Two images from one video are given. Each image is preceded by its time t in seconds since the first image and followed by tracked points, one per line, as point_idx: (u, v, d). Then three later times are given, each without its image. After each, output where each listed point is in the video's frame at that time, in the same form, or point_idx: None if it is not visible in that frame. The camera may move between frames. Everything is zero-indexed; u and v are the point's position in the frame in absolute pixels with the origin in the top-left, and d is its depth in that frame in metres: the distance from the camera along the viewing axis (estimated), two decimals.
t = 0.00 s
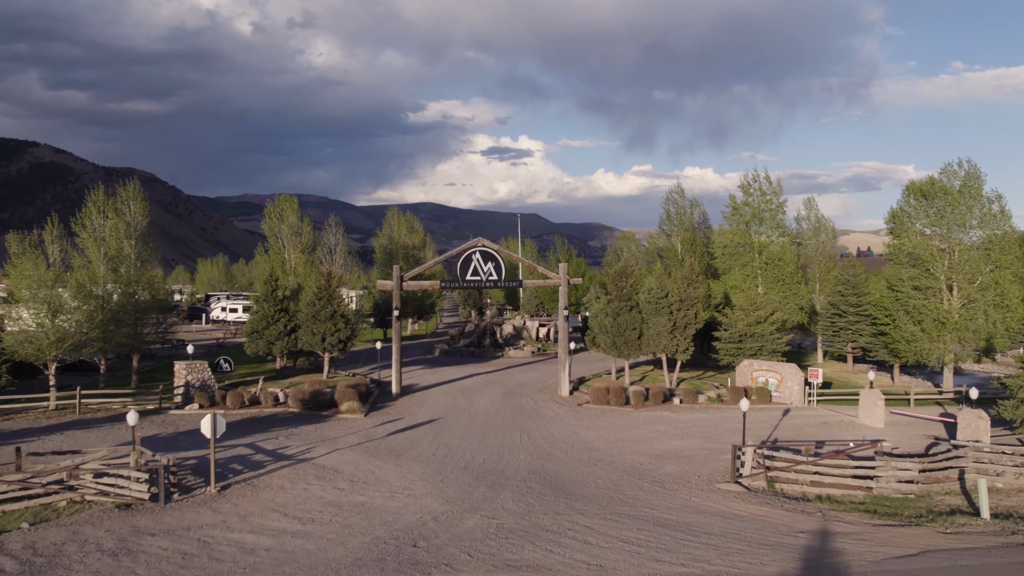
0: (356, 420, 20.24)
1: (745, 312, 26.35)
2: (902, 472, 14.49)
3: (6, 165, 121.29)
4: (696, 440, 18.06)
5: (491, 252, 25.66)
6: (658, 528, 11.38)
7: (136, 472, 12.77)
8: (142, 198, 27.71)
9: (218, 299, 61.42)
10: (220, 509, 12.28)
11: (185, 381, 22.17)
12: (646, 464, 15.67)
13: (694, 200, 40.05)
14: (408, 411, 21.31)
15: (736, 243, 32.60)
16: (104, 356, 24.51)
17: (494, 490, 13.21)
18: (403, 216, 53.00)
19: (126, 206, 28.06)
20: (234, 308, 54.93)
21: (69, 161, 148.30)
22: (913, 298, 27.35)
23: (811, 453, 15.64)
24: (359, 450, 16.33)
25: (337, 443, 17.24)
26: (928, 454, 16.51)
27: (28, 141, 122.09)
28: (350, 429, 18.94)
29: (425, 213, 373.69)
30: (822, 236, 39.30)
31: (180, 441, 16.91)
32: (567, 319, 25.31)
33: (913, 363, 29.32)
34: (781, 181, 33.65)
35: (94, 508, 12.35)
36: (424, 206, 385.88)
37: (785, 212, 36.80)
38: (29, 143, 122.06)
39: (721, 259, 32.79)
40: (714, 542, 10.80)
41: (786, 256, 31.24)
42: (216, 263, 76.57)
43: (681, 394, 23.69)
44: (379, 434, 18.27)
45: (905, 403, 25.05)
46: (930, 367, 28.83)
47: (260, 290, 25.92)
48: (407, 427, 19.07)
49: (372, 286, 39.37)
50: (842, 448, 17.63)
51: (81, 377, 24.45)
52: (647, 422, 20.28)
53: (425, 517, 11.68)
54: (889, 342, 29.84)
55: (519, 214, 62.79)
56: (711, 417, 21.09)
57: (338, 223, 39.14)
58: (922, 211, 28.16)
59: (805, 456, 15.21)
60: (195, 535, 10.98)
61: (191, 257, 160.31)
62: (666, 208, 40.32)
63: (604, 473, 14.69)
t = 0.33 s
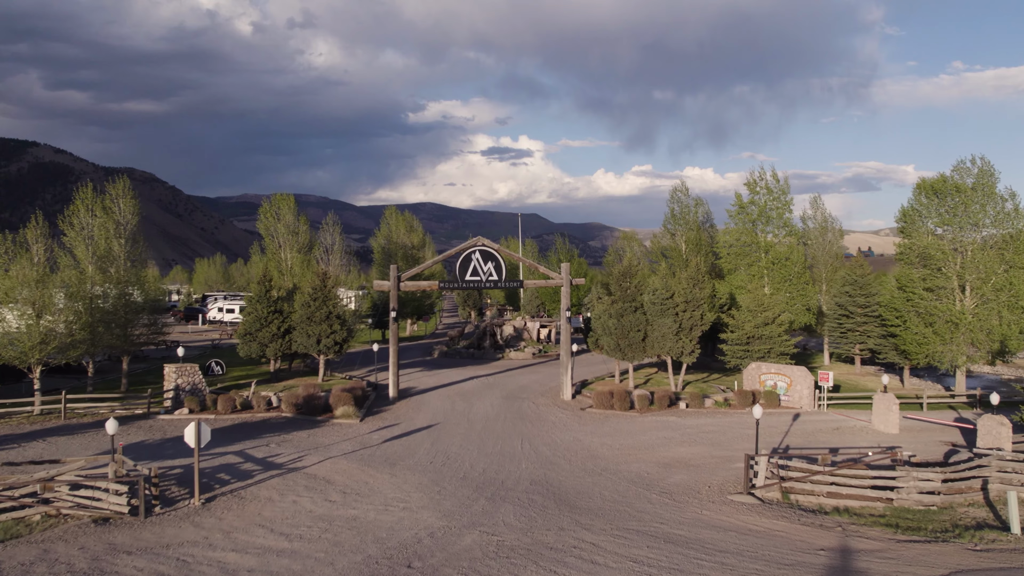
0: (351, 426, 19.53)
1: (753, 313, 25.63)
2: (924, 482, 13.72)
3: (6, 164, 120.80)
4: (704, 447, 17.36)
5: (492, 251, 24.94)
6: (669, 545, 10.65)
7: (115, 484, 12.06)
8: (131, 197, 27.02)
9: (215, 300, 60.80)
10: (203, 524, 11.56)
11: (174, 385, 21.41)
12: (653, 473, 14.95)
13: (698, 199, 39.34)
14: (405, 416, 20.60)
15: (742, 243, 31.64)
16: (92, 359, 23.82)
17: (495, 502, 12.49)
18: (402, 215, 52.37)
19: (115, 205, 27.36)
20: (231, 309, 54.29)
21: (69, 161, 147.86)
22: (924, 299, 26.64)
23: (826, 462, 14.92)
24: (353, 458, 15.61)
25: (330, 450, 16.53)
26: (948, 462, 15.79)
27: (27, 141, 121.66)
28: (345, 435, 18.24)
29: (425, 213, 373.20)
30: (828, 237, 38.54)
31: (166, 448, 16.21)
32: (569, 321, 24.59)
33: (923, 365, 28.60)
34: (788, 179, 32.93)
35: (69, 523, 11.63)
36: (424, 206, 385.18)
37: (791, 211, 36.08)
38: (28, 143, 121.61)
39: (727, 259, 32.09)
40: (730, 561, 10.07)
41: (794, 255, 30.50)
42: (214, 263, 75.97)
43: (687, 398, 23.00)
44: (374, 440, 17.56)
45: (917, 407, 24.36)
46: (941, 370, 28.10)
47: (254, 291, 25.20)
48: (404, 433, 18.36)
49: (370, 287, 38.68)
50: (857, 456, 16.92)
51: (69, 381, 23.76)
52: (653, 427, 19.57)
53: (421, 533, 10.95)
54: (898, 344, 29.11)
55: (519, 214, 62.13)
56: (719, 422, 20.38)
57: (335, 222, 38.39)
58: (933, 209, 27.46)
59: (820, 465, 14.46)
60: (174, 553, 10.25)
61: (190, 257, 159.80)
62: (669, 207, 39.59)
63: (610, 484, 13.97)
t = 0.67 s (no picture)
0: (345, 432, 18.76)
1: (761, 314, 24.84)
2: (949, 494, 12.89)
3: (6, 164, 120.13)
4: (713, 455, 16.62)
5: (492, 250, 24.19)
6: (682, 566, 9.89)
7: (90, 498, 11.31)
8: (121, 193, 26.14)
9: (213, 300, 60.09)
10: (183, 541, 10.81)
11: (163, 389, 20.64)
12: (662, 484, 14.19)
13: (703, 197, 38.49)
14: (401, 421, 19.85)
15: (747, 243, 31.27)
16: (80, 362, 23.07)
17: (495, 517, 11.73)
18: (400, 214, 51.78)
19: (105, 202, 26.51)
20: (229, 309, 53.59)
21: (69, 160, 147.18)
22: (936, 300, 25.88)
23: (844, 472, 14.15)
24: (346, 467, 14.86)
25: (323, 459, 15.78)
26: (970, 471, 15.03)
27: (27, 141, 121.07)
28: (339, 442, 17.48)
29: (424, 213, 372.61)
30: (835, 236, 37.69)
31: (150, 457, 15.47)
32: (572, 322, 23.80)
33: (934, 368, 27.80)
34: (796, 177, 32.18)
35: (40, 540, 10.89)
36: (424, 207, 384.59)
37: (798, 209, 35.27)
38: (28, 143, 120.98)
39: (733, 258, 31.33)
40: None
41: (802, 254, 29.55)
42: (211, 262, 75.26)
43: (693, 402, 22.25)
44: (369, 448, 16.80)
45: (931, 412, 23.63)
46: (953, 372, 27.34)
47: (247, 291, 24.41)
48: (400, 440, 17.62)
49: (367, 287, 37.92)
50: (873, 464, 16.16)
51: (56, 384, 23.05)
52: (659, 433, 18.80)
53: (416, 553, 10.18)
54: (909, 346, 28.34)
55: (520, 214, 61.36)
56: (727, 428, 19.62)
57: (331, 221, 37.53)
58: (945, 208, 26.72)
59: (838, 475, 13.69)
60: None
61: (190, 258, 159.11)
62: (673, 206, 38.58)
63: (616, 496, 13.21)
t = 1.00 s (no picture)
0: (339, 439, 17.99)
1: (770, 316, 24.04)
2: (979, 508, 12.12)
3: (6, 164, 119.45)
4: (724, 464, 15.84)
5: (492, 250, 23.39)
6: None
7: (60, 515, 10.55)
8: (109, 191, 25.23)
9: (210, 300, 59.33)
10: (159, 562, 10.03)
11: (151, 394, 19.87)
12: (672, 496, 13.40)
13: (707, 196, 37.66)
14: (398, 427, 19.06)
15: (754, 242, 30.50)
16: (65, 365, 22.29)
17: (496, 535, 10.94)
18: (398, 212, 51.26)
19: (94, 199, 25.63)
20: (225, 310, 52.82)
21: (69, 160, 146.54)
22: (951, 301, 25.06)
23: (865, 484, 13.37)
24: (338, 478, 14.07)
25: (314, 468, 14.98)
26: (997, 482, 14.24)
27: (26, 141, 120.38)
28: (332, 450, 16.71)
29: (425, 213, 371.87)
30: (843, 235, 36.83)
31: (132, 467, 14.70)
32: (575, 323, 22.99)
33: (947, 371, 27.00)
34: (804, 174, 31.38)
35: (5, 561, 10.12)
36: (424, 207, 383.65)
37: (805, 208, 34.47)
38: (27, 143, 120.28)
39: (738, 258, 30.53)
40: None
41: (810, 254, 28.83)
42: (208, 262, 74.53)
43: (701, 407, 21.47)
44: (363, 457, 16.01)
45: (946, 417, 22.83)
46: (968, 375, 26.54)
47: (239, 292, 23.57)
48: (396, 448, 16.85)
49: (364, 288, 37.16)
50: (892, 474, 15.38)
51: (41, 388, 22.29)
52: (667, 440, 18.02)
53: None
54: (921, 348, 27.54)
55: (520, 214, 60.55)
56: (737, 434, 18.85)
57: (327, 219, 36.68)
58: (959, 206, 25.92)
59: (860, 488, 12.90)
60: None
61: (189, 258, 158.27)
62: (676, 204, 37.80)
63: (624, 510, 12.42)
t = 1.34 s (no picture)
0: (332, 446, 17.18)
1: (780, 317, 23.23)
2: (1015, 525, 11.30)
3: (5, 164, 118.74)
4: (737, 474, 15.04)
5: (492, 248, 22.59)
6: None
7: (25, 536, 9.77)
8: (97, 188, 24.46)
9: (207, 301, 58.60)
10: None
11: (137, 399, 19.07)
12: (684, 510, 12.58)
13: (712, 194, 36.81)
14: (394, 434, 18.27)
15: (761, 241, 29.69)
16: (49, 368, 21.51)
17: (495, 555, 10.14)
18: (397, 211, 50.43)
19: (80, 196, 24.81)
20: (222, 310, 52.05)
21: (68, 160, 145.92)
22: (967, 302, 24.25)
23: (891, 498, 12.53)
24: (329, 491, 13.26)
25: (305, 479, 14.18)
26: None
27: (25, 141, 119.68)
28: (324, 459, 15.89)
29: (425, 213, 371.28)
30: (852, 235, 35.96)
31: (112, 477, 13.90)
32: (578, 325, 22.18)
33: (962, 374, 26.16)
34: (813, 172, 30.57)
35: None
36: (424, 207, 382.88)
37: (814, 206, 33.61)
38: (26, 142, 119.62)
39: (745, 257, 29.73)
40: None
41: (819, 254, 28.01)
42: (205, 262, 73.73)
43: (709, 412, 20.68)
44: (357, 466, 15.20)
45: (964, 422, 22.00)
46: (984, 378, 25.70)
47: (230, 292, 22.75)
48: (391, 457, 16.03)
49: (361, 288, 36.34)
50: (914, 485, 14.58)
51: (26, 392, 21.53)
52: (675, 447, 17.20)
53: None
54: (934, 350, 26.71)
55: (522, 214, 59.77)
56: (748, 441, 18.03)
57: (323, 218, 35.83)
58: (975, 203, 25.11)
59: (886, 503, 12.08)
60: None
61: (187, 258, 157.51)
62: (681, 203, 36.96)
63: (634, 527, 11.60)
